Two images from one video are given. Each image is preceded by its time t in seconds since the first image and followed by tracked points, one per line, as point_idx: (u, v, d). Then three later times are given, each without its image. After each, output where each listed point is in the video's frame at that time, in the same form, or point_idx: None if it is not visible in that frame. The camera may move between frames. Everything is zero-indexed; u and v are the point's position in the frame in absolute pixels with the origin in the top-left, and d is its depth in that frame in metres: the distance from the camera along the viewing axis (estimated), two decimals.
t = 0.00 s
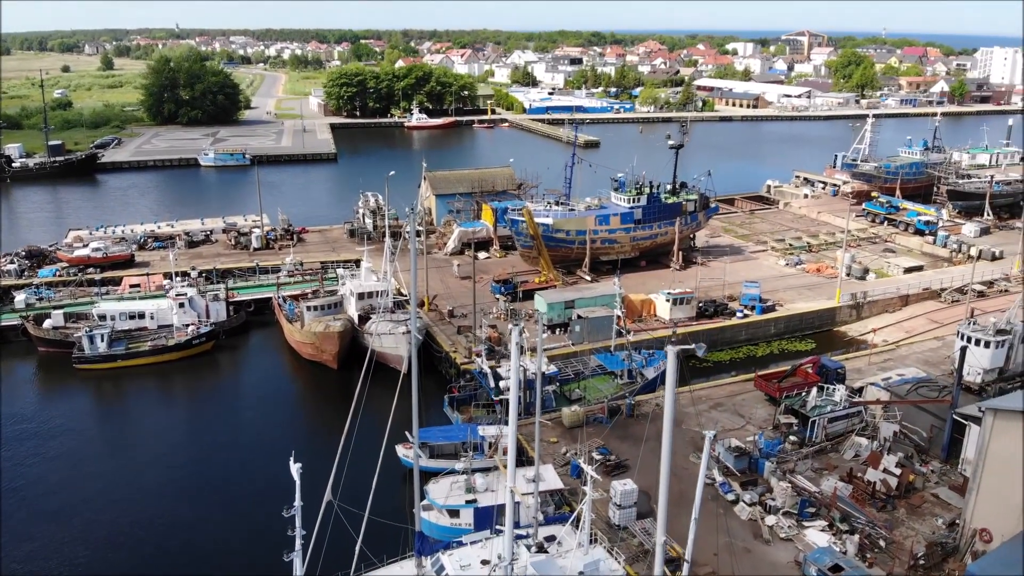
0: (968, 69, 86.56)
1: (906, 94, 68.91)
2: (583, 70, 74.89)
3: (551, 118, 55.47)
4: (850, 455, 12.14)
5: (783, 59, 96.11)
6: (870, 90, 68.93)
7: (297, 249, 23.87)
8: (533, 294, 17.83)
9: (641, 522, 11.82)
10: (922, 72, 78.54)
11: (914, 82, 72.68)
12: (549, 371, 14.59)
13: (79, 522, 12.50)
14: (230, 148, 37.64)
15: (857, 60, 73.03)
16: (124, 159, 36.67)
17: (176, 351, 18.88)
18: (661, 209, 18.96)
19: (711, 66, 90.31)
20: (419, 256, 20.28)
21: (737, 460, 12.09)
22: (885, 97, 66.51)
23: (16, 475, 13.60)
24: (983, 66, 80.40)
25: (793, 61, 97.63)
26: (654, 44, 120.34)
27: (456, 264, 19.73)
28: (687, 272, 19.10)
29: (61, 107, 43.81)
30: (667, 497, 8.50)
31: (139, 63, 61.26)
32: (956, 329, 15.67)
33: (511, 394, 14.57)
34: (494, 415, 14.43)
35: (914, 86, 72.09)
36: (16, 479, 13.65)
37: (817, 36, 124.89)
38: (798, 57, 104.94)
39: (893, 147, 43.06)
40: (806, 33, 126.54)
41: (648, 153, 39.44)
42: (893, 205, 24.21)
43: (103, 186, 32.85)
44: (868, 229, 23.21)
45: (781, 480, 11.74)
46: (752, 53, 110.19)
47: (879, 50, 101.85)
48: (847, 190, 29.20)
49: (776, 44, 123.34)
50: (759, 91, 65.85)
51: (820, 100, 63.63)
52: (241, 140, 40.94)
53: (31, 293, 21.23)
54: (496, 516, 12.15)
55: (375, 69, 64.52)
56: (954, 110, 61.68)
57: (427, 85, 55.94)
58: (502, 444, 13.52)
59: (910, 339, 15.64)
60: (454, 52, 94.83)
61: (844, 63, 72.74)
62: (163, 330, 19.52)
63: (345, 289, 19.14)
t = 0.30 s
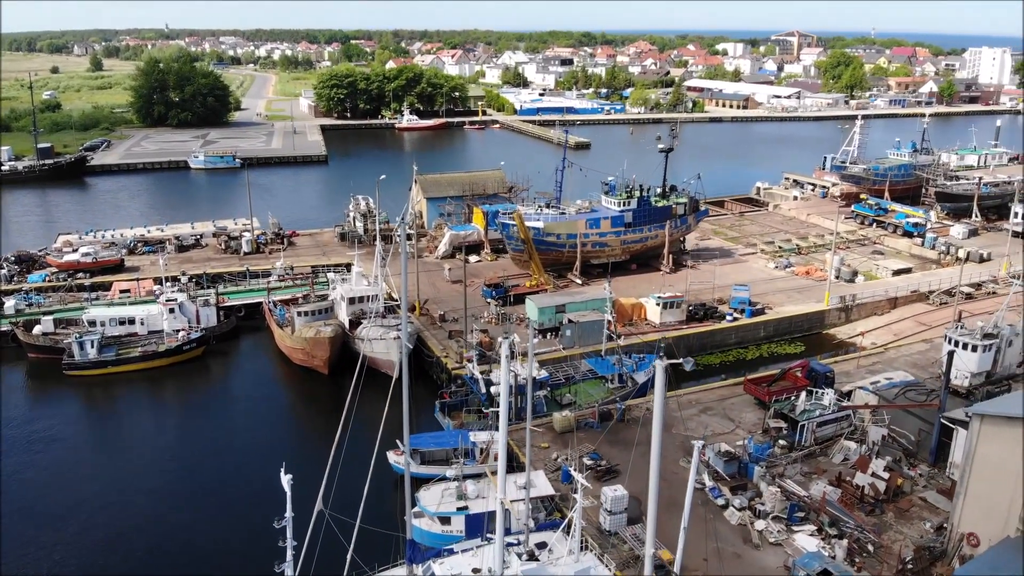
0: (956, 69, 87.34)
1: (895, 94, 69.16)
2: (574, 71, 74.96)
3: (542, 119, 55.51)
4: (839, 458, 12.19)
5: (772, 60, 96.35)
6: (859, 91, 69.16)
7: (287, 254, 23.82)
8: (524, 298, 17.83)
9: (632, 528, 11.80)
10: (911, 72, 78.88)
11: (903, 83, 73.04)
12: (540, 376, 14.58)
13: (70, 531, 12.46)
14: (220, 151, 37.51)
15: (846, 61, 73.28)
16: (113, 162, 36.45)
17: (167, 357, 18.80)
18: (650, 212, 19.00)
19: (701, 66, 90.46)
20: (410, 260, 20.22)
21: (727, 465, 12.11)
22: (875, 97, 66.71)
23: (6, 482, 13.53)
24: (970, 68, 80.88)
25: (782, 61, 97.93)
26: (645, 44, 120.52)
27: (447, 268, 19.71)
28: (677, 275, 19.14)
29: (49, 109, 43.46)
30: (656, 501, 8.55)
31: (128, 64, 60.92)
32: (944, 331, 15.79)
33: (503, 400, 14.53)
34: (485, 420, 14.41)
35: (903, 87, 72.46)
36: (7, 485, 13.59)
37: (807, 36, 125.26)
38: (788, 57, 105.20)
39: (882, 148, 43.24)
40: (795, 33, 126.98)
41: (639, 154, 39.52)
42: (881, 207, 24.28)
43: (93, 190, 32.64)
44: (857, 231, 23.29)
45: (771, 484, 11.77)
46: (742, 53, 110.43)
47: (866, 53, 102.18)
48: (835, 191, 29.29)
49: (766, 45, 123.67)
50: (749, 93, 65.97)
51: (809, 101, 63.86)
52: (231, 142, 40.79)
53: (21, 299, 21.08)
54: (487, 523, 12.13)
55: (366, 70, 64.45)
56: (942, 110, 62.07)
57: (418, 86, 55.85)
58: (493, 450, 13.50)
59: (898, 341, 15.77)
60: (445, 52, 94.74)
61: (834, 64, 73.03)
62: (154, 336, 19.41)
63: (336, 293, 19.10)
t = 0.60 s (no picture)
0: (944, 69, 87.81)
1: (883, 94, 69.47)
2: (564, 72, 75.02)
3: (532, 120, 55.53)
4: (827, 462, 12.23)
5: (762, 60, 96.67)
6: (848, 92, 69.42)
7: (277, 257, 23.75)
8: (514, 301, 17.82)
9: (622, 533, 11.78)
10: (899, 72, 79.29)
11: (892, 83, 73.50)
12: (530, 381, 14.56)
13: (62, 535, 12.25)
14: (209, 153, 37.35)
15: (835, 61, 73.54)
16: (102, 165, 36.18)
17: (156, 363, 18.71)
18: (640, 215, 19.03)
19: (691, 66, 90.65)
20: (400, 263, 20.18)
21: (716, 469, 12.12)
22: (863, 98, 67.00)
23: None
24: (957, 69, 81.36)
25: (771, 62, 98.29)
26: (635, 45, 120.72)
27: (438, 272, 19.68)
28: (667, 278, 19.17)
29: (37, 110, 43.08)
30: (646, 505, 8.55)
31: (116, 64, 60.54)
32: (931, 333, 15.89)
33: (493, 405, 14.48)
34: (475, 426, 14.39)
35: (891, 87, 72.93)
36: None
37: (796, 37, 125.75)
38: (777, 57, 105.59)
39: (870, 150, 43.44)
40: (784, 34, 127.53)
41: (628, 155, 39.62)
42: (870, 208, 24.38)
43: (82, 193, 32.39)
44: (845, 232, 23.38)
45: (759, 489, 11.79)
46: (732, 53, 110.83)
47: (855, 53, 102.60)
48: (824, 193, 29.38)
49: (754, 46, 124.05)
50: (738, 93, 66.13)
51: (798, 102, 64.10)
52: (220, 144, 40.62)
53: (9, 305, 20.91)
54: (477, 530, 12.11)
55: (356, 71, 64.33)
56: (930, 111, 62.52)
57: (408, 88, 55.87)
58: (483, 455, 13.49)
59: (886, 344, 15.87)
60: (435, 52, 94.65)
61: (822, 64, 73.30)
62: (143, 341, 19.32)
63: (326, 298, 19.05)
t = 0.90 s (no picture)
0: (930, 70, 88.48)
1: (870, 95, 69.89)
2: (552, 73, 75.11)
3: (521, 122, 55.52)
4: (815, 465, 12.26)
5: (749, 61, 97.09)
6: (835, 92, 69.71)
7: (265, 261, 23.64)
8: (503, 305, 17.80)
9: (610, 539, 11.74)
10: (885, 73, 79.84)
11: (878, 83, 74.06)
12: (519, 386, 14.51)
13: (52, 542, 12.21)
14: (197, 155, 37.12)
15: (822, 62, 73.87)
16: (89, 167, 35.84)
17: (144, 369, 18.57)
18: (628, 218, 19.04)
19: (679, 67, 90.77)
20: (389, 267, 20.11)
21: (704, 473, 12.12)
22: (850, 99, 67.39)
23: None
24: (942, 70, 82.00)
25: (759, 62, 98.74)
26: (623, 45, 121.00)
27: (427, 276, 19.64)
28: (655, 280, 19.20)
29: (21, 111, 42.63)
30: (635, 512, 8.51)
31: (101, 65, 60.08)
32: (917, 336, 16.00)
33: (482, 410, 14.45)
34: (464, 431, 14.34)
35: (878, 87, 73.48)
36: None
37: (783, 38, 126.39)
38: (764, 58, 106.11)
39: (857, 151, 43.66)
40: (771, 35, 128.20)
41: (616, 156, 39.74)
42: (857, 210, 24.49)
43: (68, 197, 32.09)
44: (832, 234, 23.48)
45: (747, 493, 11.80)
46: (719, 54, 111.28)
47: (842, 53, 103.18)
48: (811, 195, 29.43)
49: (741, 47, 124.57)
50: (726, 94, 66.32)
51: (785, 103, 64.40)
52: (207, 146, 40.40)
53: None
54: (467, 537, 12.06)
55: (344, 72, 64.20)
56: (916, 112, 63.03)
57: (396, 89, 55.92)
58: (472, 461, 13.46)
59: (872, 346, 15.98)
60: (424, 53, 94.64)
61: (810, 65, 73.63)
62: (130, 347, 19.15)
63: (314, 303, 18.97)
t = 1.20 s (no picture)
0: (914, 70, 89.30)
1: (855, 96, 70.31)
2: (539, 74, 75.09)
3: (509, 123, 55.50)
4: (801, 469, 12.31)
5: (735, 62, 97.43)
6: (820, 93, 69.95)
7: (251, 266, 23.53)
8: (491, 310, 17.77)
9: (598, 545, 11.69)
10: (870, 73, 80.31)
11: (863, 84, 74.60)
12: (507, 392, 14.46)
13: (40, 548, 12.18)
14: (183, 158, 36.86)
15: (808, 63, 74.26)
16: (73, 170, 35.48)
17: (130, 376, 18.42)
18: (616, 222, 19.07)
19: (665, 68, 90.87)
20: (376, 272, 20.05)
21: (691, 478, 12.13)
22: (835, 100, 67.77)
23: None
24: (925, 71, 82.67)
25: (745, 64, 99.12)
26: (610, 45, 121.26)
27: (414, 280, 19.59)
28: (643, 284, 19.24)
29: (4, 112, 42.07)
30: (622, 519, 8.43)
31: (84, 66, 59.48)
32: (901, 339, 16.13)
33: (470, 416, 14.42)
34: (452, 438, 14.29)
35: (863, 88, 74.04)
36: None
37: (769, 39, 126.96)
38: (750, 59, 106.49)
39: (842, 152, 43.91)
40: (756, 35, 128.89)
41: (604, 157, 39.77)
42: (842, 212, 24.56)
43: (53, 200, 31.75)
44: (818, 236, 23.58)
45: (734, 497, 11.81)
46: (705, 55, 111.60)
47: (828, 54, 103.73)
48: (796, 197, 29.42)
49: (727, 48, 125.04)
50: (712, 96, 66.53)
51: (771, 104, 64.69)
52: (193, 149, 40.14)
53: None
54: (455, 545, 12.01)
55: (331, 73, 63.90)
56: (901, 113, 63.46)
57: (383, 91, 55.74)
58: (461, 468, 13.42)
59: (858, 348, 16.10)
60: (410, 54, 94.30)
61: (795, 66, 73.99)
62: (117, 354, 18.98)
63: (301, 308, 18.90)
